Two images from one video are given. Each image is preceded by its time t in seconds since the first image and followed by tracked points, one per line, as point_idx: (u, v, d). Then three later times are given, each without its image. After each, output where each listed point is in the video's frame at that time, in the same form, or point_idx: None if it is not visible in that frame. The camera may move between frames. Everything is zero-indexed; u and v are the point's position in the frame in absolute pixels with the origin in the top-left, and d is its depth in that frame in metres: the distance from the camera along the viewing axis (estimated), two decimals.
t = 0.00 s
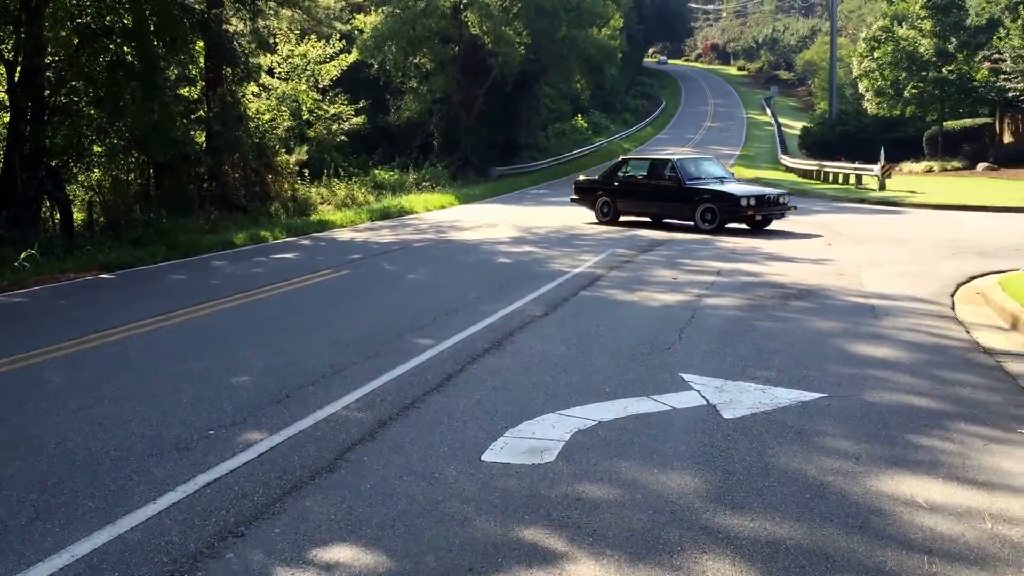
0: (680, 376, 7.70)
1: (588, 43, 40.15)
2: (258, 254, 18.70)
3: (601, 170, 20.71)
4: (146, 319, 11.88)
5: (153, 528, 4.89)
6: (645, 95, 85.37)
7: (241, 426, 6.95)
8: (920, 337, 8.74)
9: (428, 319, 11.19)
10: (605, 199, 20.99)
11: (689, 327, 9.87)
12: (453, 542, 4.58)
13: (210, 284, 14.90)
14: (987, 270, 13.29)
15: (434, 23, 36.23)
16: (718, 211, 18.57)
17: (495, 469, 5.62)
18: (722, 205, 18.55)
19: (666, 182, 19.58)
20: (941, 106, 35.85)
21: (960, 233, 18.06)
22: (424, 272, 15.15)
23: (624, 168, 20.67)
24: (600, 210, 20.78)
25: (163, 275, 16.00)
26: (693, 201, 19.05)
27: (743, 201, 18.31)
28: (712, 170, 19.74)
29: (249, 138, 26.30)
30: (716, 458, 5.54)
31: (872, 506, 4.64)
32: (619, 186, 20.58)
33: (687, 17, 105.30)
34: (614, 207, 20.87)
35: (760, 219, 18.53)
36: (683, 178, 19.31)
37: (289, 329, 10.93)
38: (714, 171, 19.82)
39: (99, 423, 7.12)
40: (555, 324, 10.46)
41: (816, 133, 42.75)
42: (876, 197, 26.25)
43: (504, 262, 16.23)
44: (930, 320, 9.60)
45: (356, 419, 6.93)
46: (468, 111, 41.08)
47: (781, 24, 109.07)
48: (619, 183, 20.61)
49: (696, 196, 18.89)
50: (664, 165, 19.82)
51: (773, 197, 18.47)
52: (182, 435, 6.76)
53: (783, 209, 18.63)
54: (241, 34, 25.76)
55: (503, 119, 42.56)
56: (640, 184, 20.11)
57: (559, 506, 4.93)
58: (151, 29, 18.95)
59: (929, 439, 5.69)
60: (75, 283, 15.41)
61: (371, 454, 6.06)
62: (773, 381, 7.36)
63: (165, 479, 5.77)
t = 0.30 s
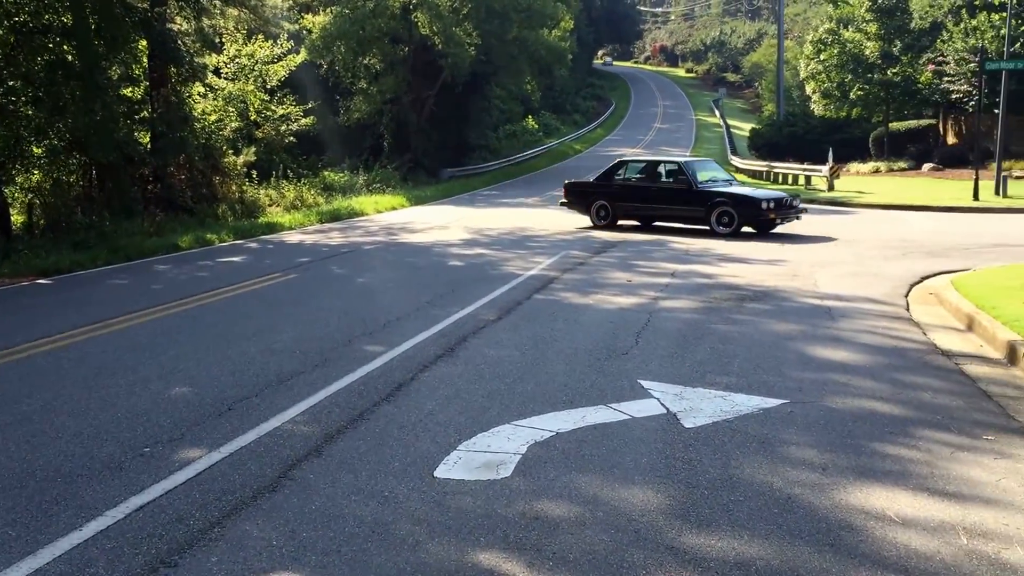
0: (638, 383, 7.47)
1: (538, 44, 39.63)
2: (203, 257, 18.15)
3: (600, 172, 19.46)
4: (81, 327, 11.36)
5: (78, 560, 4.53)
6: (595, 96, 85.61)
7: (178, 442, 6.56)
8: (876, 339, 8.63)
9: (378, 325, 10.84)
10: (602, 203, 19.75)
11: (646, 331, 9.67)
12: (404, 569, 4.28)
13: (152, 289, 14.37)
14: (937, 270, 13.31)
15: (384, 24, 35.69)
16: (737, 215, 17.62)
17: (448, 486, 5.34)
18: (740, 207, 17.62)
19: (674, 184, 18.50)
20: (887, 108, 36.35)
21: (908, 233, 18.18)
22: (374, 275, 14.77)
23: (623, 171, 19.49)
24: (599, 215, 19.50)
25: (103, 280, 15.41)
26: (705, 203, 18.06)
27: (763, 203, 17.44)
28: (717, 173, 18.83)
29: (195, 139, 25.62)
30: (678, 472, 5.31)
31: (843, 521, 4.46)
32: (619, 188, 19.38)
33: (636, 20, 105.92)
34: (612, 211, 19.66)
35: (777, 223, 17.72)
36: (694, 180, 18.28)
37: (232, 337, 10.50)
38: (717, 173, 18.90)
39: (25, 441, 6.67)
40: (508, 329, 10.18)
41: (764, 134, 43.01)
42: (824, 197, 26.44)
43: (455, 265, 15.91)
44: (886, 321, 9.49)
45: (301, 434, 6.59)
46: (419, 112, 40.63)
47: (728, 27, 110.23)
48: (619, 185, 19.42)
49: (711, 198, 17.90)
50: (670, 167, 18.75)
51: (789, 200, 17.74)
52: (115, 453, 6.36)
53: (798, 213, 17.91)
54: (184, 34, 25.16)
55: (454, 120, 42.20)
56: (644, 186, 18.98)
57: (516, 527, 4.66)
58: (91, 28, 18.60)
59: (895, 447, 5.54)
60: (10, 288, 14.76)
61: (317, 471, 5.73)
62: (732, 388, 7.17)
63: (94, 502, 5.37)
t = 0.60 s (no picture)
0: (595, 393, 7.24)
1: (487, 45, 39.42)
2: (144, 261, 17.55)
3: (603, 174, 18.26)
4: (12, 335, 10.80)
5: None
6: (545, 98, 85.62)
7: (111, 460, 6.16)
8: (835, 343, 8.51)
9: (326, 332, 10.47)
10: (604, 206, 18.59)
11: (601, 336, 9.46)
12: None
13: (90, 295, 13.81)
14: (888, 273, 13.32)
15: (332, 24, 35.09)
16: (759, 219, 16.87)
17: (400, 506, 5.04)
18: (761, 212, 16.85)
19: (686, 188, 17.53)
20: (832, 112, 36.82)
21: (857, 235, 18.25)
22: (322, 280, 14.36)
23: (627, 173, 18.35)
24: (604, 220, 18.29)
25: (38, 286, 14.78)
26: (722, 207, 17.19)
27: (785, 207, 16.77)
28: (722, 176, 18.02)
29: (138, 139, 24.90)
30: (641, 488, 5.09)
31: (814, 542, 4.30)
32: (623, 191, 18.27)
33: (584, 23, 106.27)
34: (615, 215, 18.53)
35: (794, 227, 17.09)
36: (708, 183, 17.35)
37: (172, 346, 10.05)
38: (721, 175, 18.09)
39: None
40: (460, 336, 9.89)
41: (713, 136, 43.18)
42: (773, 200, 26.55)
43: (406, 269, 15.58)
44: (841, 325, 9.37)
45: (243, 449, 6.20)
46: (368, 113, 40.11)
47: (675, 30, 111.16)
48: (622, 188, 18.29)
49: (729, 202, 17.05)
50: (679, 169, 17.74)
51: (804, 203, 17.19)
52: (40, 474, 5.93)
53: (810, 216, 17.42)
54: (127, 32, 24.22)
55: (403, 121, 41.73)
56: (652, 190, 17.92)
57: (472, 553, 4.39)
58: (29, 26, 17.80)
59: (862, 459, 5.40)
60: None
61: (259, 491, 5.40)
62: (693, 397, 6.96)
63: (15, 530, 4.98)
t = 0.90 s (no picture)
0: (551, 404, 6.98)
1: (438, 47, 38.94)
2: (82, 264, 16.90)
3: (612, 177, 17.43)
4: None
5: None
6: (495, 100, 85.45)
7: (36, 481, 5.72)
8: (793, 350, 8.37)
9: (270, 338, 10.07)
10: (609, 212, 17.68)
11: (555, 344, 9.22)
12: None
13: (22, 300, 13.20)
14: (840, 277, 13.30)
15: (279, 22, 34.22)
16: (779, 223, 16.41)
17: (346, 531, 4.72)
18: (780, 216, 16.41)
19: (700, 192, 16.89)
20: (780, 116, 37.11)
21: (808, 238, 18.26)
22: (267, 284, 13.92)
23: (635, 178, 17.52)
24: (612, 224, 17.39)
25: None
26: (738, 211, 16.63)
27: (803, 211, 16.41)
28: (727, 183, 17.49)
29: (77, 139, 24.13)
30: (603, 509, 4.84)
31: (787, 566, 4.13)
32: (632, 195, 17.46)
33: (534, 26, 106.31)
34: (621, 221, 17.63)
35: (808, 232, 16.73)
36: (723, 187, 16.77)
37: (107, 354, 9.55)
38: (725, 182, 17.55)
39: None
40: (410, 344, 9.58)
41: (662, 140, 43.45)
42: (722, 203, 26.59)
43: (354, 273, 15.21)
44: (797, 330, 9.23)
45: (180, 467, 5.78)
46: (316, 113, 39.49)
47: (624, 34, 111.79)
48: (630, 192, 17.49)
49: (748, 205, 16.54)
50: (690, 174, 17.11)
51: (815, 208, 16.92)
52: None
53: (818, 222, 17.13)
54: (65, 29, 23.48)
55: (351, 122, 41.17)
56: (663, 194, 17.18)
57: None
58: None
59: (829, 475, 5.25)
60: None
61: (196, 515, 5.02)
62: (652, 409, 6.73)
63: None
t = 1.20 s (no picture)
0: (505, 417, 6.67)
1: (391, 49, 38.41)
2: (16, 270, 16.22)
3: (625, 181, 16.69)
4: None
5: None
6: (449, 103, 85.06)
7: None
8: (754, 358, 8.16)
9: (211, 348, 9.62)
10: (622, 218, 16.93)
11: (509, 353, 8.90)
12: None
13: None
14: (797, 282, 13.20)
15: (229, 22, 33.44)
16: (799, 226, 16.16)
17: (282, 562, 4.35)
18: (800, 218, 16.17)
19: (718, 197, 16.41)
20: (733, 120, 37.41)
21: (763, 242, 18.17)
22: (210, 291, 13.43)
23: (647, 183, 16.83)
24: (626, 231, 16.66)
25: None
26: (757, 215, 16.26)
27: (821, 213, 16.26)
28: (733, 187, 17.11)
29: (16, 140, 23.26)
30: (558, 534, 4.53)
31: None
32: (646, 201, 16.79)
33: (488, 29, 106.09)
34: (635, 227, 16.91)
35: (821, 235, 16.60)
36: (740, 191, 16.35)
37: (35, 366, 9.02)
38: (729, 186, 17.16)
39: None
40: (359, 353, 9.21)
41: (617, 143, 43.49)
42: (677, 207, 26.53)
43: (302, 278, 14.77)
44: (756, 338, 9.03)
45: (105, 491, 5.34)
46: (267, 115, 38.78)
47: (578, 38, 112.10)
48: (643, 198, 16.81)
49: (768, 208, 16.21)
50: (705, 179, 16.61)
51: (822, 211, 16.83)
52: None
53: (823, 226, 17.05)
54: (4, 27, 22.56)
55: (303, 124, 40.52)
56: (678, 200, 16.60)
57: None
58: None
59: (796, 493, 5.01)
60: None
61: (120, 544, 4.61)
62: (610, 422, 6.45)
63: None
